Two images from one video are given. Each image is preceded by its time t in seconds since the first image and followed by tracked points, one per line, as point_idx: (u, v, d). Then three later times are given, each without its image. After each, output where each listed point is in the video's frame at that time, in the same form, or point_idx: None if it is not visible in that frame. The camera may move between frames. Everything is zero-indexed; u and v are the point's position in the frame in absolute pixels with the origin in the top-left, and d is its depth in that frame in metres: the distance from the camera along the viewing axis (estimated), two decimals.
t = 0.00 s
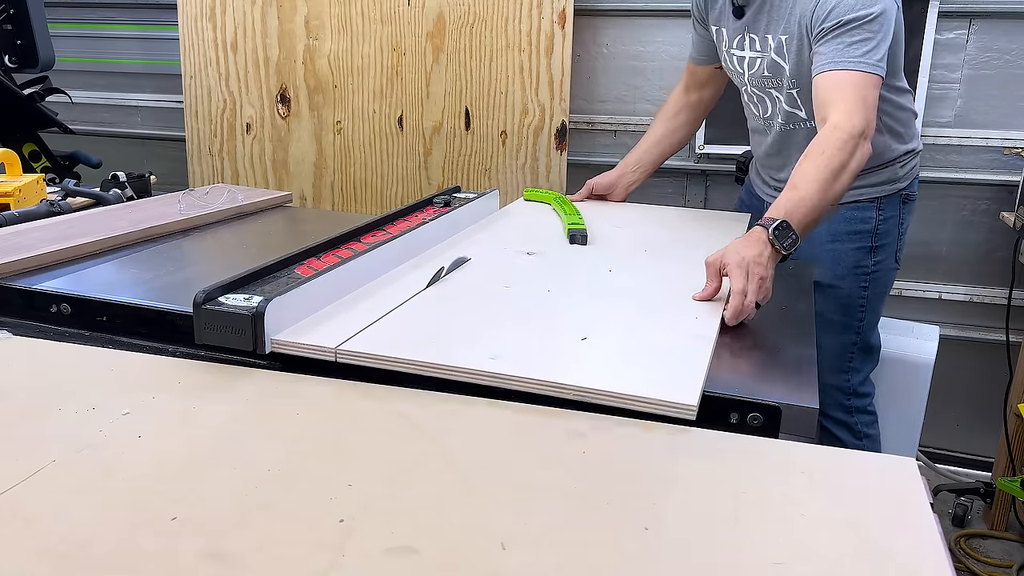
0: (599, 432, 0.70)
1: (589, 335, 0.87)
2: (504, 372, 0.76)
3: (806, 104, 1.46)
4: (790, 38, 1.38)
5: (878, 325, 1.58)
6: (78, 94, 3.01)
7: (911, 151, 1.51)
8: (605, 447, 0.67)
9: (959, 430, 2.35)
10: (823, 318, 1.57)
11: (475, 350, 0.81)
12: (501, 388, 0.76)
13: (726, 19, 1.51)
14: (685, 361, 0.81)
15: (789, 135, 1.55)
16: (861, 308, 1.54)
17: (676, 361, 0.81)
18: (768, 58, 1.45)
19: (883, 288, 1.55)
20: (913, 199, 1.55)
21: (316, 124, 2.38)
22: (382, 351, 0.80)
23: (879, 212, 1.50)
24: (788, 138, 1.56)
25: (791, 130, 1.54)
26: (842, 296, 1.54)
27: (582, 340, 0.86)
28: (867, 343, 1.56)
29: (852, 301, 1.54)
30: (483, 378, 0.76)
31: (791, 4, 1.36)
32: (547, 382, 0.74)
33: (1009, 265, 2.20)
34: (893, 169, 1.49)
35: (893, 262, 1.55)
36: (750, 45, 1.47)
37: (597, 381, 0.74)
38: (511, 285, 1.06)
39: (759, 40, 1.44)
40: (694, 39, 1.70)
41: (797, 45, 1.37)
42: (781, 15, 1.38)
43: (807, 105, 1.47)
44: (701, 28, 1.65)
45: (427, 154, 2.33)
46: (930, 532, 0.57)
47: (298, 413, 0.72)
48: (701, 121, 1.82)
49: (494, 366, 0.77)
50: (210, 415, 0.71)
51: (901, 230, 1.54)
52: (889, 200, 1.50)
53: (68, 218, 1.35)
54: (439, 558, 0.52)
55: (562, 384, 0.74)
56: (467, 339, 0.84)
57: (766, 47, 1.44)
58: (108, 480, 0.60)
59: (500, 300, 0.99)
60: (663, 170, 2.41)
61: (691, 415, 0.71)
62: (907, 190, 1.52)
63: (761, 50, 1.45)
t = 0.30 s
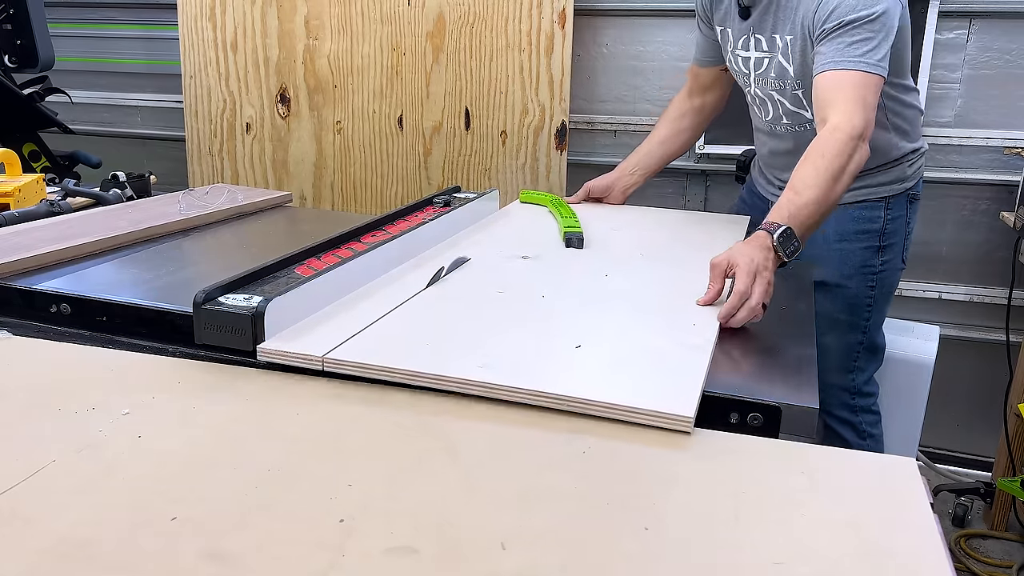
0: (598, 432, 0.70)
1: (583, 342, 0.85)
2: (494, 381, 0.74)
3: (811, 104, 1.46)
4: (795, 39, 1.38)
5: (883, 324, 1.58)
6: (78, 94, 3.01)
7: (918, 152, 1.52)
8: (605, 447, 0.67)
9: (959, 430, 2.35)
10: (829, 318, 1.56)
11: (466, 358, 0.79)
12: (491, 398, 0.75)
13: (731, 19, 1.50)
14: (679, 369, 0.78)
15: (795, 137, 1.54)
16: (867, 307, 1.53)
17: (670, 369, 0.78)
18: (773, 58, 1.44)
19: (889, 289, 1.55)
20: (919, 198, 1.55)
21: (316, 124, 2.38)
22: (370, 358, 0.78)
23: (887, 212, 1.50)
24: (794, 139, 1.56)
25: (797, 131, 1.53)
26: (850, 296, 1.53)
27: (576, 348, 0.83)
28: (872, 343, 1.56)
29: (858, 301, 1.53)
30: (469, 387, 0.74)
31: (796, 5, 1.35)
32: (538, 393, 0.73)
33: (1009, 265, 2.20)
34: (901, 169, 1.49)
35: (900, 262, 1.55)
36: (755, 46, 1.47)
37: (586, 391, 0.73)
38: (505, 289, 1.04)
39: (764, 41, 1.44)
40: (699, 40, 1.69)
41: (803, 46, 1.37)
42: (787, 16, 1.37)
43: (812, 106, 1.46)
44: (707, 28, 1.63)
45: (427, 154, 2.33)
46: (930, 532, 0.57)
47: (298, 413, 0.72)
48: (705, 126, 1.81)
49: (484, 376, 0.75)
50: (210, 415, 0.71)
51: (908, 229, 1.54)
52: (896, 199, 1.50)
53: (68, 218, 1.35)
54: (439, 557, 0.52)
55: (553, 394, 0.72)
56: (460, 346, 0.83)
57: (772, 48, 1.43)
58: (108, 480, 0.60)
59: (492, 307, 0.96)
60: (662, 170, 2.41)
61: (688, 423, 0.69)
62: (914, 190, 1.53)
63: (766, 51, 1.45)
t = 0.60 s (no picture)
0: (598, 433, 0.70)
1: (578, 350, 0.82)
2: (488, 391, 0.72)
3: (817, 105, 1.45)
4: (804, 38, 1.37)
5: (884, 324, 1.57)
6: (78, 94, 3.01)
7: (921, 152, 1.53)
8: (605, 447, 0.67)
9: (959, 430, 2.35)
10: (831, 318, 1.55)
11: (458, 366, 0.77)
12: (485, 407, 0.73)
13: (735, 19, 1.50)
14: (677, 374, 0.76)
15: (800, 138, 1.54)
16: (869, 307, 1.53)
17: (668, 374, 0.76)
18: (780, 58, 1.43)
19: (892, 289, 1.55)
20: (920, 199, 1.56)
21: (316, 124, 2.38)
22: (362, 366, 0.77)
23: (890, 211, 1.51)
24: (801, 139, 1.55)
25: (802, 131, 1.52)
26: (852, 296, 1.52)
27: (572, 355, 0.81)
28: (874, 342, 1.56)
29: (860, 300, 1.52)
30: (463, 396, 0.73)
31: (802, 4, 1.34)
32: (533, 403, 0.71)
33: (1009, 265, 2.20)
34: (904, 169, 1.50)
35: (902, 262, 1.56)
36: (760, 45, 1.46)
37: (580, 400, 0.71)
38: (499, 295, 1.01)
39: (770, 40, 1.43)
40: (701, 40, 1.69)
41: (811, 45, 1.36)
42: (794, 15, 1.36)
43: (818, 106, 1.45)
44: (711, 28, 1.63)
45: (427, 154, 2.33)
46: (931, 533, 0.57)
47: (298, 414, 0.72)
48: (708, 129, 1.81)
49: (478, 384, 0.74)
50: (210, 415, 0.71)
51: (909, 230, 1.55)
52: (899, 199, 1.51)
53: (68, 218, 1.35)
54: (439, 557, 0.52)
55: (550, 404, 0.70)
56: (453, 354, 0.80)
57: (779, 47, 1.42)
58: (108, 480, 0.60)
59: (489, 311, 0.94)
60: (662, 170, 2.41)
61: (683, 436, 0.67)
62: (916, 190, 1.54)
63: (773, 50, 1.44)
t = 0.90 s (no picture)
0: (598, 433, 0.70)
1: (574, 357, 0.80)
2: (478, 400, 0.70)
3: (826, 95, 1.43)
4: (815, 31, 1.35)
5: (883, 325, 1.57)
6: (78, 93, 3.01)
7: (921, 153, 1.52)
8: (604, 446, 0.67)
9: (959, 430, 2.35)
10: (831, 320, 1.57)
11: (449, 374, 0.75)
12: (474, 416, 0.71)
13: (734, 15, 1.49)
14: (674, 384, 0.74)
15: (805, 132, 1.51)
16: (868, 308, 1.54)
17: (662, 385, 0.74)
18: (786, 50, 1.41)
19: (890, 290, 1.55)
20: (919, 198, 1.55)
21: (316, 123, 2.39)
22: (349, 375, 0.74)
23: (888, 213, 1.50)
24: (802, 133, 1.52)
25: (805, 125, 1.50)
26: (850, 298, 1.54)
27: (567, 363, 0.79)
28: (872, 343, 1.56)
29: (859, 301, 1.54)
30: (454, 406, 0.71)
31: None
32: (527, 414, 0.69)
33: (1009, 265, 2.20)
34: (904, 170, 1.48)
35: (901, 262, 1.55)
36: (764, 39, 1.44)
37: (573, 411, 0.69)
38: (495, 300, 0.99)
39: (772, 34, 1.42)
40: (699, 40, 1.69)
41: (824, 38, 1.35)
42: (803, 9, 1.35)
43: (826, 97, 1.43)
44: (708, 27, 1.63)
45: (427, 154, 2.33)
46: (931, 533, 0.57)
47: (298, 414, 0.72)
48: (709, 130, 1.80)
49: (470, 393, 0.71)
50: (210, 415, 0.71)
51: (909, 230, 1.54)
52: (897, 200, 1.50)
53: (68, 218, 1.35)
54: (438, 557, 0.52)
55: (541, 414, 0.68)
56: (444, 362, 0.78)
57: (784, 40, 1.40)
58: (108, 480, 0.60)
59: (484, 315, 0.93)
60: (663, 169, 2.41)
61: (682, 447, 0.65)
62: (913, 191, 1.53)
63: (777, 43, 1.42)
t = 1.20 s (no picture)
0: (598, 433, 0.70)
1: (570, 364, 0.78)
2: (469, 408, 0.68)
3: (829, 86, 1.42)
4: (819, 21, 1.34)
5: (883, 325, 1.57)
6: (78, 93, 3.01)
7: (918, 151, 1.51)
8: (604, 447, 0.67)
9: (959, 430, 2.35)
10: (830, 321, 1.56)
11: (441, 381, 0.73)
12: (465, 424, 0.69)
13: (734, 8, 1.47)
14: (672, 392, 0.73)
15: (807, 124, 1.49)
16: (868, 308, 1.53)
17: (659, 393, 0.72)
18: (788, 42, 1.40)
19: (889, 290, 1.54)
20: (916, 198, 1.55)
21: (316, 124, 2.39)
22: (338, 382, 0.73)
23: (886, 213, 1.50)
24: (803, 127, 1.51)
25: (807, 118, 1.49)
26: (849, 299, 1.54)
27: (562, 370, 0.77)
28: (872, 344, 1.55)
29: (858, 302, 1.53)
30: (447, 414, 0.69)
31: None
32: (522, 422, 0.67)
33: (1009, 265, 2.20)
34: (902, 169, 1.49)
35: (900, 262, 1.55)
36: (765, 32, 1.42)
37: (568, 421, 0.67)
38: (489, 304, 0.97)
39: (775, 26, 1.40)
40: (698, 38, 1.69)
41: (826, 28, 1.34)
42: None
43: (828, 88, 1.42)
44: (706, 24, 1.63)
45: (427, 154, 2.33)
46: (932, 533, 0.56)
47: (297, 414, 0.72)
48: (706, 128, 1.81)
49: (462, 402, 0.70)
50: (210, 415, 0.71)
51: (907, 230, 1.54)
52: (895, 200, 1.51)
53: (68, 218, 1.35)
54: (439, 557, 0.52)
55: (537, 423, 0.66)
56: (437, 367, 0.77)
57: (786, 31, 1.39)
58: (108, 480, 0.60)
59: (483, 315, 0.93)
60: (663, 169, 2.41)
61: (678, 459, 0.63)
62: (910, 190, 1.53)
63: (779, 35, 1.40)
